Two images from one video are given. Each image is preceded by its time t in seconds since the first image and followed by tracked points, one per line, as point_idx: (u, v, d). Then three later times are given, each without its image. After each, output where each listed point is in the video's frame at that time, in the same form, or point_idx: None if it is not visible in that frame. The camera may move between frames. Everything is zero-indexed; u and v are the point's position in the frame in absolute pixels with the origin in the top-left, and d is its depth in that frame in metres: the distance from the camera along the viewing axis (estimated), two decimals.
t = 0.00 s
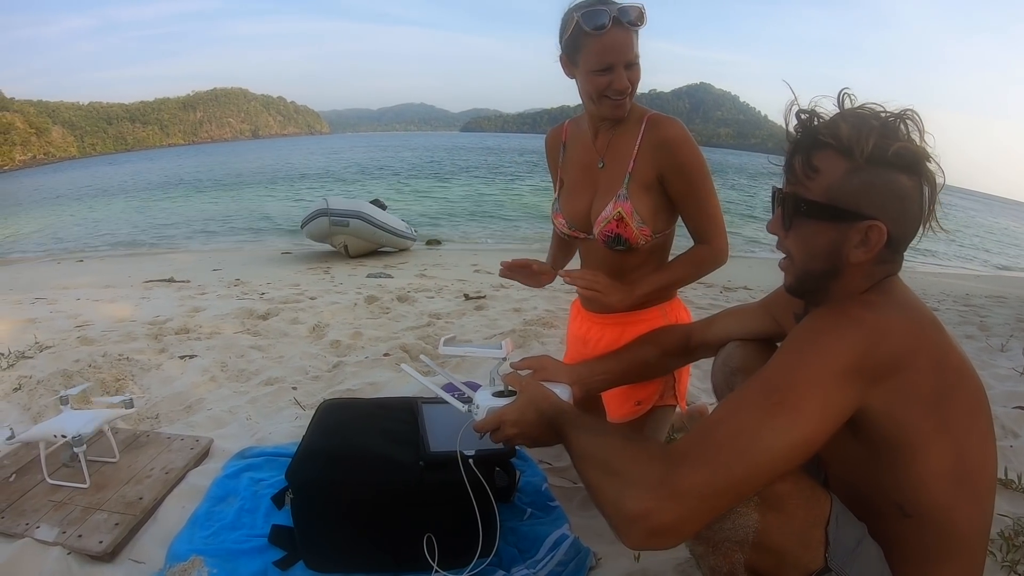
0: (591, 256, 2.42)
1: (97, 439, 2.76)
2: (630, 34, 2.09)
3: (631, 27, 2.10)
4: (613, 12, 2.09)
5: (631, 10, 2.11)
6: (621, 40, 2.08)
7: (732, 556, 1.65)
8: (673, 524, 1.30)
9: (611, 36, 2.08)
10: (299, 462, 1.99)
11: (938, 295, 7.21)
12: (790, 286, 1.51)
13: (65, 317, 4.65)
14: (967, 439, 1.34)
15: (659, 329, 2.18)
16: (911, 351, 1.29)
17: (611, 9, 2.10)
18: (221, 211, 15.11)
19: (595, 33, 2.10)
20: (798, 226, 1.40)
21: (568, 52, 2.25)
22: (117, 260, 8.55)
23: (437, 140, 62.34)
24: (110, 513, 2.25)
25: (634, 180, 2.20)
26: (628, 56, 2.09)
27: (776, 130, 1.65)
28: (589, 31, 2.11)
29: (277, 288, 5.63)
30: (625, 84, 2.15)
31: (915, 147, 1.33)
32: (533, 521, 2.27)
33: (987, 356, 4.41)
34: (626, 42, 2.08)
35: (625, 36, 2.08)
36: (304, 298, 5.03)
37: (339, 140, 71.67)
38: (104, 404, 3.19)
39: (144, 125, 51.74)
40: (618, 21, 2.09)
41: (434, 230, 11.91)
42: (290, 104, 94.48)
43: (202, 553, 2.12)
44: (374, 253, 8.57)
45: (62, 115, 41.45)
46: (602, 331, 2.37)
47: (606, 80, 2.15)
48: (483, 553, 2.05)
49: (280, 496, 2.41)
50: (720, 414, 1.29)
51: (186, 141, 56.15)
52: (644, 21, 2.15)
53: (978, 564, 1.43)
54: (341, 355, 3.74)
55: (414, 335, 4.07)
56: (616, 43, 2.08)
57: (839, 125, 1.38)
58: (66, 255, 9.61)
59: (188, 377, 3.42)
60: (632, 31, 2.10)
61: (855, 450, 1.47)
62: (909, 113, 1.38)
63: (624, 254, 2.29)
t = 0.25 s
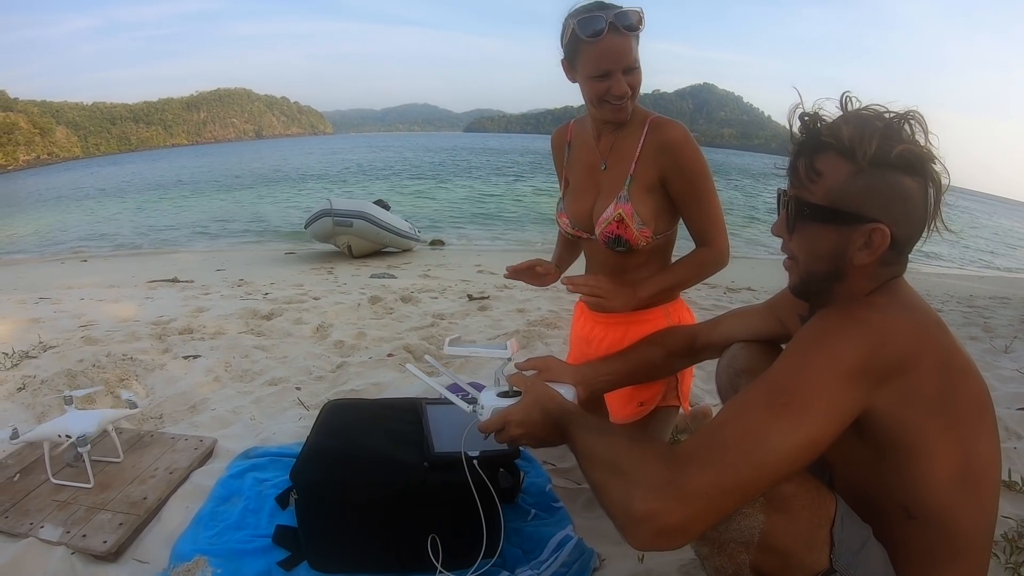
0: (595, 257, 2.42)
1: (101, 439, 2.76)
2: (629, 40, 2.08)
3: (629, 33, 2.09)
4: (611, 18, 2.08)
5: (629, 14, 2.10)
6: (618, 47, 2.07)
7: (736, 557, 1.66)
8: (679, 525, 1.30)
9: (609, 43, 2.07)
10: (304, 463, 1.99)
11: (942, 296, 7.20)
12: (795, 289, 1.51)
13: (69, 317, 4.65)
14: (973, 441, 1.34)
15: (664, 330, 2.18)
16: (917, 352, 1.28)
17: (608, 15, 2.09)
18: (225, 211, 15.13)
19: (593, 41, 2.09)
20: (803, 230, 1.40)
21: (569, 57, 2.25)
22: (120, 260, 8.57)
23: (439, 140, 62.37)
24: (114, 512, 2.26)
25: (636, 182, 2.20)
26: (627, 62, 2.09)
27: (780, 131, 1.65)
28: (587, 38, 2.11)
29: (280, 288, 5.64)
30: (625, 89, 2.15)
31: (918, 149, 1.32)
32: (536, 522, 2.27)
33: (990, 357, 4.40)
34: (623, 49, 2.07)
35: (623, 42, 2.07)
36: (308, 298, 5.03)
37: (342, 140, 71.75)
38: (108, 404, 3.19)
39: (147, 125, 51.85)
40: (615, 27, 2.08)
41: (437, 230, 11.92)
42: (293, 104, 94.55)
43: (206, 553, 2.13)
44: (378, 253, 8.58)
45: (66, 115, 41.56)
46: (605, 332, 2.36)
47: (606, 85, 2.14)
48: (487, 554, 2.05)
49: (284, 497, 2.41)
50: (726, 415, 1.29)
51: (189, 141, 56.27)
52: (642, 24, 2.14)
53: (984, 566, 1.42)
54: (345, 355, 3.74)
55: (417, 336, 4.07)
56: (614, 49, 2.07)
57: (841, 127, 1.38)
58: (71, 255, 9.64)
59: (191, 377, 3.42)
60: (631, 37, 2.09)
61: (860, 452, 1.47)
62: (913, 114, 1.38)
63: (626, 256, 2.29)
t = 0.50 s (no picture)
0: (593, 259, 2.43)
1: (103, 439, 2.77)
2: (632, 58, 2.07)
3: (631, 53, 2.07)
4: (614, 36, 2.07)
5: (633, 31, 2.08)
6: (620, 67, 2.06)
7: (736, 557, 1.66)
8: (680, 526, 1.30)
9: (611, 62, 2.06)
10: (306, 463, 2.00)
11: (944, 298, 7.19)
12: (795, 291, 1.51)
13: (71, 317, 4.67)
14: (974, 443, 1.34)
15: (665, 332, 2.18)
16: (918, 355, 1.28)
17: (611, 31, 2.07)
18: (226, 212, 15.14)
19: (596, 58, 2.08)
20: (804, 233, 1.40)
21: (571, 67, 2.23)
22: (122, 260, 8.58)
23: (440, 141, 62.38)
24: (116, 512, 2.27)
25: (633, 188, 2.21)
26: (628, 81, 2.08)
27: (781, 132, 1.65)
28: (589, 56, 2.09)
29: (282, 289, 5.65)
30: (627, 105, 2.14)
31: (920, 152, 1.33)
32: (537, 524, 2.27)
33: (992, 358, 4.40)
34: (624, 69, 2.06)
35: (626, 62, 2.06)
36: (309, 299, 5.04)
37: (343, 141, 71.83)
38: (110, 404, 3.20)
39: (149, 125, 51.92)
40: (618, 45, 2.06)
41: (438, 232, 11.93)
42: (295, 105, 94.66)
43: (208, 553, 2.13)
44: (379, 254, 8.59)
45: (68, 116, 41.66)
46: (605, 333, 2.37)
47: (607, 102, 2.14)
48: (488, 556, 2.05)
49: (286, 497, 2.42)
50: (728, 416, 1.29)
51: (191, 142, 56.36)
52: (646, 40, 2.11)
53: (984, 567, 1.43)
54: (347, 356, 3.75)
55: (419, 337, 4.08)
56: (617, 69, 2.06)
57: (843, 131, 1.38)
58: (74, 256, 9.67)
59: (193, 378, 3.43)
60: (634, 55, 2.07)
61: (861, 453, 1.47)
62: (916, 117, 1.38)
63: (622, 260, 2.30)
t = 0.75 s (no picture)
0: (594, 264, 2.45)
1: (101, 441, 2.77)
2: (630, 66, 2.07)
3: (629, 59, 2.07)
4: (610, 43, 2.07)
5: (630, 38, 2.08)
6: (617, 75, 2.06)
7: (732, 559, 1.66)
8: (676, 528, 1.31)
9: (607, 70, 2.06)
10: (304, 465, 2.01)
11: (943, 299, 7.19)
12: (791, 294, 1.52)
13: (70, 319, 4.67)
14: (970, 445, 1.34)
15: (663, 333, 2.18)
16: (915, 357, 1.29)
17: (608, 39, 2.07)
18: (224, 214, 15.13)
19: (592, 66, 2.09)
20: (801, 237, 1.41)
21: (568, 76, 2.24)
22: (121, 262, 8.57)
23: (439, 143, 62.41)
24: (114, 514, 2.27)
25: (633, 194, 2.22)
26: (626, 88, 2.08)
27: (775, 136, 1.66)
28: (586, 65, 2.10)
29: (280, 291, 5.65)
30: (625, 112, 2.14)
31: (913, 153, 1.33)
32: (535, 525, 2.28)
33: (990, 360, 4.40)
34: (622, 76, 2.06)
35: (623, 69, 2.06)
36: (308, 301, 5.04)
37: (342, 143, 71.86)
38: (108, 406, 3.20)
39: (148, 127, 51.89)
40: (615, 52, 2.06)
41: (437, 234, 11.92)
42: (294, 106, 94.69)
43: (206, 554, 2.14)
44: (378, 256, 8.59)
45: (67, 117, 41.65)
46: (603, 335, 2.38)
47: (605, 110, 2.14)
48: (485, 558, 2.05)
49: (283, 499, 2.42)
50: (724, 418, 1.30)
51: (190, 144, 56.34)
52: (643, 46, 2.12)
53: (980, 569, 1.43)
54: (345, 359, 3.75)
55: (417, 339, 4.08)
56: (614, 76, 2.06)
57: (835, 135, 1.38)
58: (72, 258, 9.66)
59: (192, 380, 3.43)
60: (631, 62, 2.08)
61: (858, 455, 1.47)
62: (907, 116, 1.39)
63: (624, 265, 2.32)
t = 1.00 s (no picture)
0: (588, 269, 2.47)
1: (94, 447, 2.76)
2: (612, 71, 2.08)
3: (610, 66, 2.08)
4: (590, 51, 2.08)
5: (610, 45, 2.10)
6: (599, 81, 2.07)
7: (721, 561, 1.67)
8: (665, 530, 1.31)
9: (589, 77, 2.07)
10: (295, 470, 2.01)
11: (934, 298, 7.24)
12: (778, 292, 1.53)
13: (62, 325, 4.65)
14: (959, 444, 1.35)
15: (653, 336, 2.19)
16: (903, 358, 1.30)
17: (589, 46, 2.09)
18: (216, 219, 15.07)
19: (574, 74, 2.10)
20: (791, 234, 1.42)
21: (553, 83, 2.26)
22: (112, 268, 8.53)
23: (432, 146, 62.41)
24: (108, 521, 2.26)
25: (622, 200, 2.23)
26: (609, 94, 2.09)
27: (770, 137, 1.67)
28: (568, 73, 2.11)
29: (273, 296, 5.64)
30: (609, 118, 2.15)
31: (906, 157, 1.35)
32: (527, 529, 2.28)
33: (982, 359, 4.43)
34: (603, 82, 2.06)
35: (605, 76, 2.07)
36: (300, 306, 5.04)
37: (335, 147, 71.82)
38: (101, 413, 3.19)
39: (140, 132, 51.68)
40: (595, 59, 2.07)
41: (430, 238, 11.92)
42: (287, 110, 94.54)
43: (199, 561, 2.13)
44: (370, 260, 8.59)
45: (58, 123, 41.46)
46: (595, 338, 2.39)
47: (589, 117, 2.15)
48: (477, 561, 2.06)
49: (276, 505, 2.41)
50: (713, 420, 1.31)
51: (182, 149, 56.15)
52: (624, 52, 2.13)
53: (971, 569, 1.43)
54: (337, 363, 3.75)
55: (409, 343, 4.08)
56: (597, 83, 2.07)
57: (831, 134, 1.40)
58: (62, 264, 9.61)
59: (184, 386, 3.42)
60: (613, 68, 2.08)
61: (848, 456, 1.48)
62: (902, 121, 1.41)
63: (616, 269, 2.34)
